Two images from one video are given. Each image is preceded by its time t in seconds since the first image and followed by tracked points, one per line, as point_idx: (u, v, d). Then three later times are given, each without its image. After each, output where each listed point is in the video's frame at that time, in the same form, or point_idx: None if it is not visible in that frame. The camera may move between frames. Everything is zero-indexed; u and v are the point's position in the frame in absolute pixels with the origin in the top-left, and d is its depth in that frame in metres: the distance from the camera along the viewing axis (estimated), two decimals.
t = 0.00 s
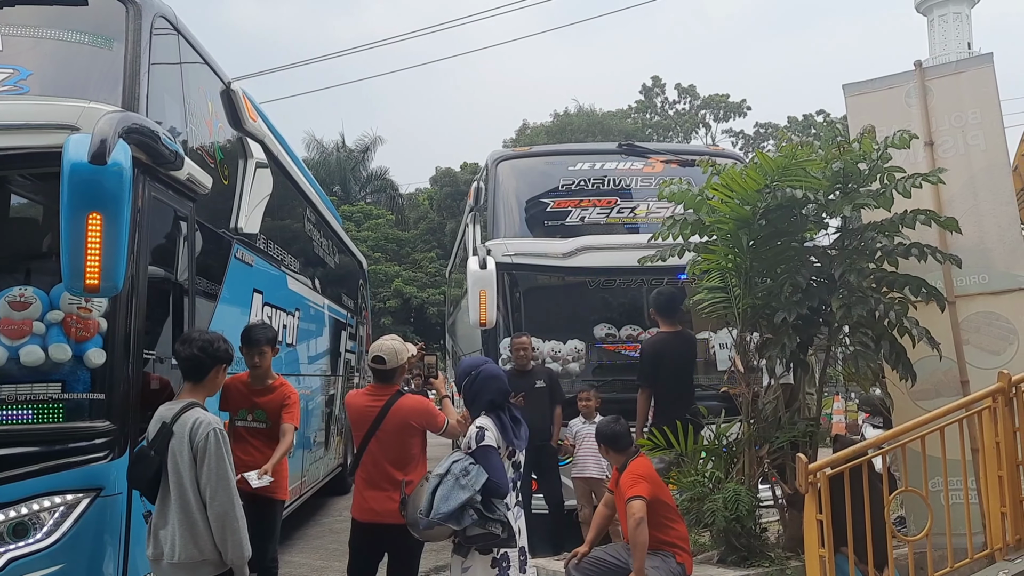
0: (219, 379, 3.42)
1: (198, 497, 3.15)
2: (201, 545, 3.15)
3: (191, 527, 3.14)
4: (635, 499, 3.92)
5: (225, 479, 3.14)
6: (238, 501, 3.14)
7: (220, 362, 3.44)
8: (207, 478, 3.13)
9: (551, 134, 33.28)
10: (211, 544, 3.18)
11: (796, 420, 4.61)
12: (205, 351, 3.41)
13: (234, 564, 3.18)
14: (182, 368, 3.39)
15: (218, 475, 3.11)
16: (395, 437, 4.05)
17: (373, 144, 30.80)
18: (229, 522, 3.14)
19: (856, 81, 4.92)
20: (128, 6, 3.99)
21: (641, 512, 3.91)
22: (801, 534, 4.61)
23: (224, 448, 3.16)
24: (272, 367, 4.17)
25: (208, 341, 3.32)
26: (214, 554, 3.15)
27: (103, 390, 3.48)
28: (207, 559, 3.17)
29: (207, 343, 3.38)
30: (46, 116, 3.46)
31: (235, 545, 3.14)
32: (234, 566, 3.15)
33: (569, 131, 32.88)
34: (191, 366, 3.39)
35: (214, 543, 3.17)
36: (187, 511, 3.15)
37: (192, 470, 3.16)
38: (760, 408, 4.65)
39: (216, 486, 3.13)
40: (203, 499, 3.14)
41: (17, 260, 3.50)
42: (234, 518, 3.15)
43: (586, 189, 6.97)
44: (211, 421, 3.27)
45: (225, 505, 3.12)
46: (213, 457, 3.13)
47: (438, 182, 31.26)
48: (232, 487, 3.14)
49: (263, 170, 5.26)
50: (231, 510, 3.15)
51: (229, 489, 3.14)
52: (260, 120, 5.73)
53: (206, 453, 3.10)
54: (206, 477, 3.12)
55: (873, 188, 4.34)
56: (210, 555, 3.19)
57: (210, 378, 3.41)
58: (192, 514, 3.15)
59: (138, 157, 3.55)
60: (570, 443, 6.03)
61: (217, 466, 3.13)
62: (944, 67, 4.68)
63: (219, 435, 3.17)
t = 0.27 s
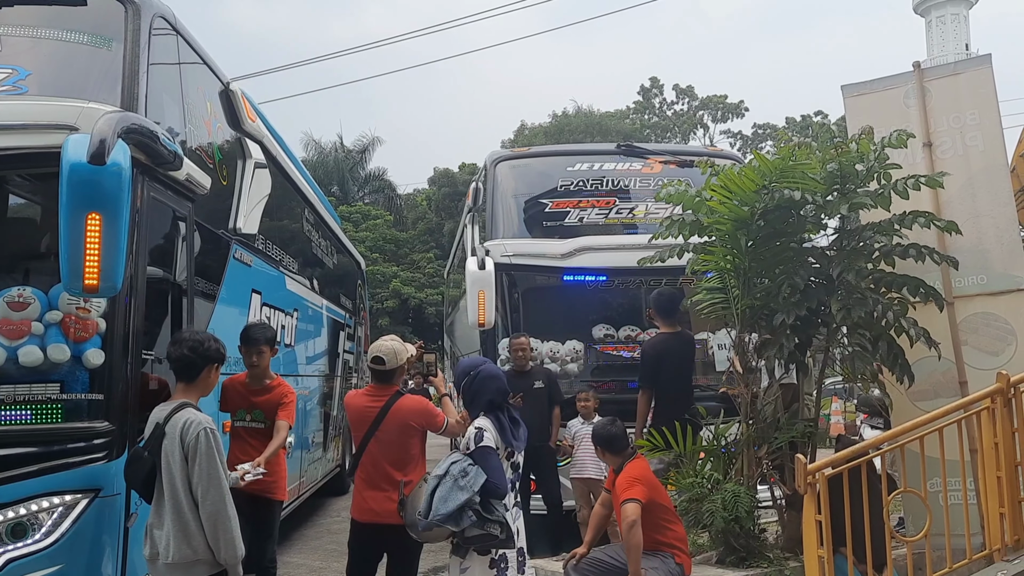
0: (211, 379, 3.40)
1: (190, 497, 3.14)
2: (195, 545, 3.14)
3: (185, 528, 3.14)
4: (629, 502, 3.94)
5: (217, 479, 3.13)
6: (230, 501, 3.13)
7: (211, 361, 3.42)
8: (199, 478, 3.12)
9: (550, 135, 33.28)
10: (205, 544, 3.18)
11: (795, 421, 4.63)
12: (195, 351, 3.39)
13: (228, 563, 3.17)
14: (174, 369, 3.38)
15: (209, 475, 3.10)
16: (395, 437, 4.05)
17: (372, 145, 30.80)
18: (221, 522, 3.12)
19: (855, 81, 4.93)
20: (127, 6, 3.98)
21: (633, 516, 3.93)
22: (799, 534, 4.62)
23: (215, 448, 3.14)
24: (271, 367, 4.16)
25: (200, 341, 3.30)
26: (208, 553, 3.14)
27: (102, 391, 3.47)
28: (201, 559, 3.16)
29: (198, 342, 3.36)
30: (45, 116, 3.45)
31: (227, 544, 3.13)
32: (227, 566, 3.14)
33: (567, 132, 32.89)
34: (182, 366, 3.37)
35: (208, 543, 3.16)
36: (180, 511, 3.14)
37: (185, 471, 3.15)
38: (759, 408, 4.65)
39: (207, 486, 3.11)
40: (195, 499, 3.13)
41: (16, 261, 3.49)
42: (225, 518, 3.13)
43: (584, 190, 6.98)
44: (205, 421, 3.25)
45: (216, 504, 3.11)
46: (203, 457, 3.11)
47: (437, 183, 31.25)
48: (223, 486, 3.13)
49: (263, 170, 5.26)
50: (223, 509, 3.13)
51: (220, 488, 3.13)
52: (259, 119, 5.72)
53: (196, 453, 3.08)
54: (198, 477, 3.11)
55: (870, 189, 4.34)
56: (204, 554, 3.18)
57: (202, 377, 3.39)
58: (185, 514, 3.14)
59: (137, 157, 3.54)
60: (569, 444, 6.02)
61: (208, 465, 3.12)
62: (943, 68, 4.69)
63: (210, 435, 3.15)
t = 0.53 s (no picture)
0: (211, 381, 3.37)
1: (191, 497, 3.13)
2: (196, 545, 3.14)
3: (186, 528, 3.13)
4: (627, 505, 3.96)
5: (217, 479, 3.12)
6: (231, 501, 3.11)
7: (210, 362, 3.39)
8: (200, 478, 3.12)
9: (548, 136, 33.29)
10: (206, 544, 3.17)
11: (794, 422, 4.63)
12: (195, 352, 3.37)
13: (228, 564, 3.16)
14: (173, 369, 3.35)
15: (210, 475, 3.09)
16: (396, 437, 4.04)
17: (371, 146, 30.82)
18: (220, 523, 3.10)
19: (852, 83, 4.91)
20: (127, 7, 3.98)
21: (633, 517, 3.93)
22: (798, 536, 4.62)
23: (215, 448, 3.13)
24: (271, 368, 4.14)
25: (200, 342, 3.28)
26: (208, 554, 3.13)
27: (101, 392, 3.46)
28: (202, 559, 3.16)
29: (198, 343, 3.34)
30: (45, 116, 3.44)
31: (226, 545, 3.11)
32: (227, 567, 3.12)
33: (566, 133, 32.91)
34: (181, 366, 3.34)
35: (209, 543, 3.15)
36: (181, 512, 3.13)
37: (186, 471, 3.14)
38: (758, 409, 4.66)
39: (207, 486, 3.10)
40: (196, 499, 3.12)
41: (15, 262, 3.49)
42: (225, 518, 3.12)
43: (583, 191, 6.98)
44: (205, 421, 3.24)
45: (216, 505, 3.09)
46: (203, 457, 3.10)
47: (436, 184, 31.24)
48: (224, 486, 3.12)
49: (262, 171, 5.25)
50: (223, 509, 3.12)
51: (220, 488, 3.11)
52: (258, 120, 5.72)
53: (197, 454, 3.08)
54: (199, 477, 3.11)
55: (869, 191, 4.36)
56: (205, 554, 3.17)
57: (201, 379, 3.37)
58: (186, 515, 3.13)
59: (137, 158, 3.54)
60: (568, 445, 6.02)
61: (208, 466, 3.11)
62: (942, 69, 4.71)
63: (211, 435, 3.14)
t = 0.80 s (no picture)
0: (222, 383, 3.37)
1: (200, 496, 3.14)
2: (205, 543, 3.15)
3: (195, 526, 3.14)
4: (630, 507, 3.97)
5: (227, 479, 3.12)
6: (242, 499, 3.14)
7: (222, 364, 3.40)
8: (210, 477, 3.12)
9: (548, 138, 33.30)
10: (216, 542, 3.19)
11: (796, 424, 4.64)
12: (207, 352, 3.38)
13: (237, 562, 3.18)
14: (184, 369, 3.36)
15: (220, 474, 3.10)
16: (400, 436, 4.04)
17: (370, 147, 30.81)
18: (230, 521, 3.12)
19: (857, 86, 4.99)
20: (132, 6, 3.97)
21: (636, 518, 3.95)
22: (801, 537, 4.63)
23: (225, 447, 3.14)
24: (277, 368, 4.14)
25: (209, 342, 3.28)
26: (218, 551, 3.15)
27: (106, 390, 3.45)
28: (212, 557, 3.18)
29: (210, 344, 3.34)
30: (51, 114, 3.43)
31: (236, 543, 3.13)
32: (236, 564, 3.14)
33: (566, 135, 32.94)
34: (192, 366, 3.35)
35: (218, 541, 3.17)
36: (190, 511, 3.14)
37: (195, 471, 3.15)
38: (761, 410, 4.67)
39: (216, 485, 3.11)
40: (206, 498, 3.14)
41: (21, 260, 3.48)
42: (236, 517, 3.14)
43: (586, 191, 6.99)
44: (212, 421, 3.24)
45: (226, 504, 3.11)
46: (213, 457, 3.11)
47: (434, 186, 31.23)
48: (234, 485, 3.13)
49: (265, 170, 5.22)
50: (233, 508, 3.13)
51: (230, 488, 3.12)
52: (262, 120, 5.71)
53: (207, 454, 3.08)
54: (209, 476, 3.11)
55: (873, 193, 4.38)
56: (215, 552, 3.19)
57: (212, 380, 3.37)
58: (195, 514, 3.15)
59: (142, 156, 3.53)
60: (570, 446, 6.01)
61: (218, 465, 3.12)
62: (945, 72, 4.74)
63: (221, 434, 3.15)
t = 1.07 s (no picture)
0: (230, 382, 3.36)
1: (212, 493, 3.16)
2: (216, 541, 3.16)
3: (206, 524, 3.15)
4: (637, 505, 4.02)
5: (241, 475, 3.16)
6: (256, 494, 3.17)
7: (227, 361, 3.38)
8: (222, 475, 3.14)
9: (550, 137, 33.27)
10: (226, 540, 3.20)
11: (802, 424, 4.64)
12: (212, 350, 3.35)
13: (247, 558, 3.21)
14: (191, 366, 3.34)
15: (235, 470, 3.14)
16: (407, 436, 4.03)
17: (372, 146, 30.79)
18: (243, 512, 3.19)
19: (863, 86, 5.00)
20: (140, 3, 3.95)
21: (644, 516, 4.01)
22: (807, 538, 4.64)
23: (239, 445, 3.17)
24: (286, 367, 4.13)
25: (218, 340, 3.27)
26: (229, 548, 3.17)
27: (114, 387, 3.43)
28: (222, 555, 3.18)
29: (215, 341, 3.31)
30: (60, 111, 3.42)
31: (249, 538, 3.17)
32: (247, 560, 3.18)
33: (569, 134, 32.91)
34: (197, 364, 3.34)
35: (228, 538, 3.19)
36: (201, 509, 3.15)
37: (206, 469, 3.16)
38: (767, 411, 4.68)
39: (231, 481, 3.15)
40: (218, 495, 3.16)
41: (27, 258, 3.45)
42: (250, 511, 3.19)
43: (590, 191, 6.99)
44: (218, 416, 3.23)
45: (242, 499, 3.16)
46: (227, 454, 3.14)
47: (437, 185, 31.22)
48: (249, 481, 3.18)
49: (271, 169, 5.21)
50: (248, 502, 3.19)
51: (245, 483, 3.17)
52: (268, 119, 5.70)
53: (222, 451, 3.11)
54: (222, 473, 3.14)
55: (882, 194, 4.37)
56: (224, 550, 3.20)
57: (219, 376, 3.36)
58: (206, 511, 3.16)
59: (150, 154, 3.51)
60: (575, 445, 6.01)
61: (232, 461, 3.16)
62: (952, 73, 4.75)
63: (235, 432, 3.19)
